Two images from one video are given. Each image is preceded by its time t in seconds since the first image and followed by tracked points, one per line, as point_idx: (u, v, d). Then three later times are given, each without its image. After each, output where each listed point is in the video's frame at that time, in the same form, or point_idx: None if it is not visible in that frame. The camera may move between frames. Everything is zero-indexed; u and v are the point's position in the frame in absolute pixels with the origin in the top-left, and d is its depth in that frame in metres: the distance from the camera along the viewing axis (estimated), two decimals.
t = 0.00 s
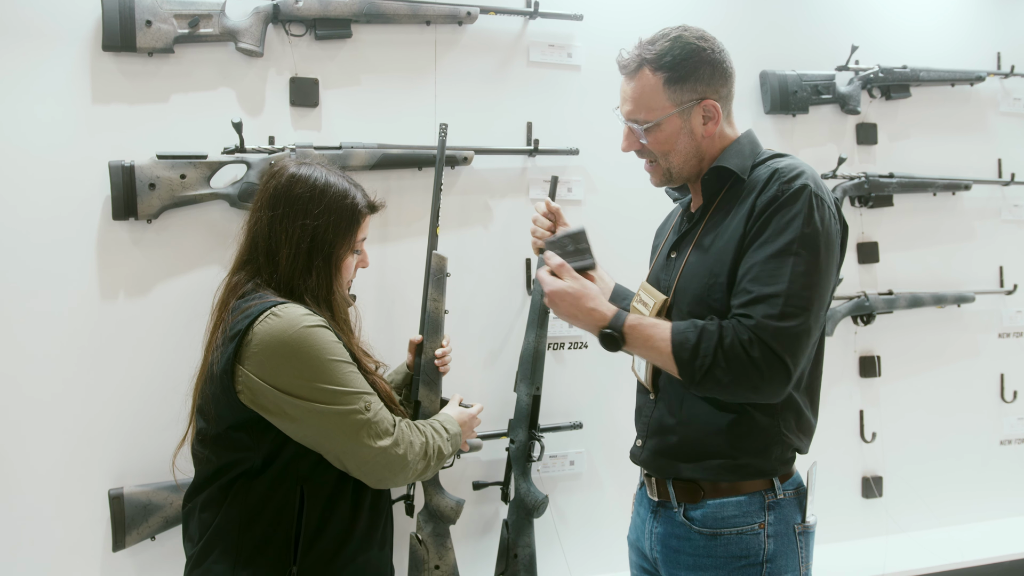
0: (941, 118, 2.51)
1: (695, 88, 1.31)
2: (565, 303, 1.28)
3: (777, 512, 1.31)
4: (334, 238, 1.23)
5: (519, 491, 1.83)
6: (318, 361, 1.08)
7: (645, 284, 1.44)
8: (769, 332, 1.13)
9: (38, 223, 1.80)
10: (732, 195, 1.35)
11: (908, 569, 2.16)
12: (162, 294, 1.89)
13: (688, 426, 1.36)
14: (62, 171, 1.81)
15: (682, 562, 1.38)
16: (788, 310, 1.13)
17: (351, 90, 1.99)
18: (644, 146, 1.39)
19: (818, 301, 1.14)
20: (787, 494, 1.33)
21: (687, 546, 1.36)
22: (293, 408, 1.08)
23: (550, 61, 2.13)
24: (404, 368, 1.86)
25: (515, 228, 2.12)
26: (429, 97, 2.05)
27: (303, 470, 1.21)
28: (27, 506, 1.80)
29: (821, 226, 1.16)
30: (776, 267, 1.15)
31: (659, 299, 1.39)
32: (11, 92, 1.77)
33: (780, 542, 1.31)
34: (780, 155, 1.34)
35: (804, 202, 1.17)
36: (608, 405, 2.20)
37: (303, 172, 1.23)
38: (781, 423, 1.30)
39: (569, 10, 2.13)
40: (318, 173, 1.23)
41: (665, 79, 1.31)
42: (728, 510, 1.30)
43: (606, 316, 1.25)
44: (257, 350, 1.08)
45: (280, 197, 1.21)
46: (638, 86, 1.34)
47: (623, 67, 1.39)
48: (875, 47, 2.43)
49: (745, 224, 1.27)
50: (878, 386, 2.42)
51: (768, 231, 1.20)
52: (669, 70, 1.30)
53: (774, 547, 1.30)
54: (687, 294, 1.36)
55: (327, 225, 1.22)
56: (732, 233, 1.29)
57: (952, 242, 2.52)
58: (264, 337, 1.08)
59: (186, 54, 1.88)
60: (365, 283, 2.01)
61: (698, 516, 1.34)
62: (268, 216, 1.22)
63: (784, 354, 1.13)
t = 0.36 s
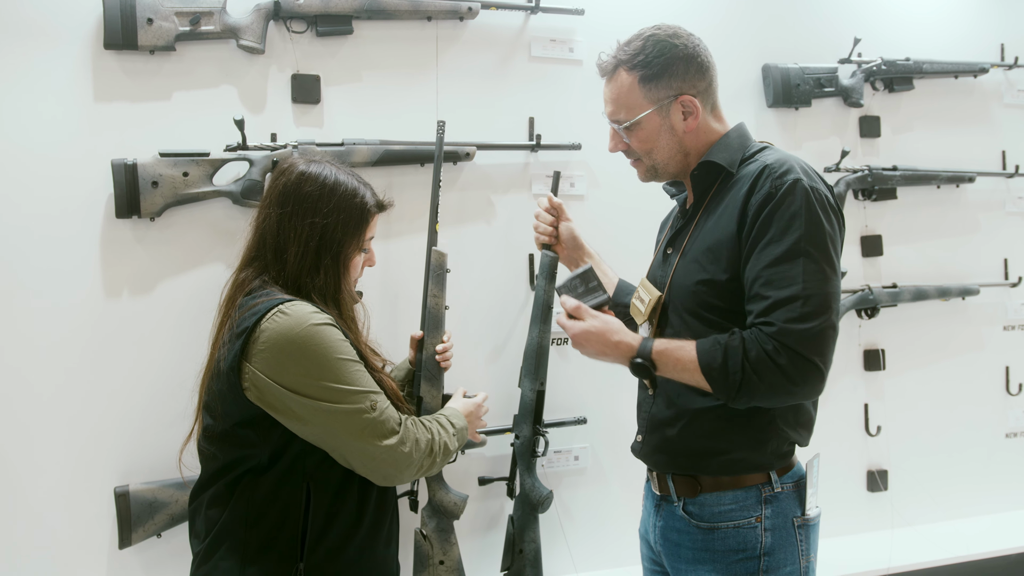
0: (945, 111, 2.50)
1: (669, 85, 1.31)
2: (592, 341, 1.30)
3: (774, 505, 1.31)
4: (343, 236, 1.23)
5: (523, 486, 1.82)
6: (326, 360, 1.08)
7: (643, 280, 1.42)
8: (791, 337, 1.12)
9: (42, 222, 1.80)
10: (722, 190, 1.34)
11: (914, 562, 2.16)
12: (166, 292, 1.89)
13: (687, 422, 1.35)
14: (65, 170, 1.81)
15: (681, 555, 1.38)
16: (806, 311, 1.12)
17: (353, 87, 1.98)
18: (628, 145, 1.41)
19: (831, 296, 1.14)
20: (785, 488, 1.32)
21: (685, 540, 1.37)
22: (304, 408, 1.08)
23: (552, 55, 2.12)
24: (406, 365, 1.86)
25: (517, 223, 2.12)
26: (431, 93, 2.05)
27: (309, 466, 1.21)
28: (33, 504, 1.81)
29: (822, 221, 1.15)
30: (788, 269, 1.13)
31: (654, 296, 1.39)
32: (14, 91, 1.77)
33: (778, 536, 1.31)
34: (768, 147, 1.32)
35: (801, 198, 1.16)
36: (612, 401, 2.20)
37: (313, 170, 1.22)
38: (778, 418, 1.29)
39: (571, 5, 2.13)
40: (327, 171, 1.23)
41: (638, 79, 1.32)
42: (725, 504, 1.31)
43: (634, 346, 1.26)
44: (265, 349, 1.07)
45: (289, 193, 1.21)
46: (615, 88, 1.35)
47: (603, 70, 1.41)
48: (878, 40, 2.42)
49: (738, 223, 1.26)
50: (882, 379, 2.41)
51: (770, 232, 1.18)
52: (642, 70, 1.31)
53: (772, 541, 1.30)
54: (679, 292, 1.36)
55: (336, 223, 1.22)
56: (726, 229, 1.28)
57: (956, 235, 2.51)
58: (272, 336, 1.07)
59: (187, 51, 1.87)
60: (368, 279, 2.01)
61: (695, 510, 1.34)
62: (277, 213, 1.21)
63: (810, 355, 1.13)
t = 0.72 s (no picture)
0: (953, 108, 2.49)
1: (688, 79, 1.30)
2: (587, 319, 1.31)
3: (790, 502, 1.30)
4: (353, 234, 1.23)
5: (530, 485, 1.83)
6: (330, 362, 1.08)
7: (652, 278, 1.42)
8: (792, 327, 1.12)
9: (52, 222, 1.81)
10: (734, 186, 1.34)
11: (922, 561, 2.15)
12: (175, 291, 1.90)
13: (697, 420, 1.35)
14: (75, 170, 1.82)
15: (696, 554, 1.37)
16: (810, 303, 1.12)
17: (360, 85, 1.99)
18: (644, 143, 1.39)
19: (835, 290, 1.14)
20: (799, 484, 1.32)
21: (701, 539, 1.36)
22: (308, 407, 1.08)
23: (558, 54, 2.12)
24: (412, 363, 1.85)
25: (524, 221, 2.11)
26: (438, 92, 2.05)
27: (317, 466, 1.22)
28: (44, 502, 1.82)
29: (829, 217, 1.15)
30: (793, 260, 1.13)
31: (664, 293, 1.38)
32: (23, 91, 1.78)
33: (794, 533, 1.31)
34: (777, 145, 1.32)
35: (811, 193, 1.16)
36: (620, 399, 2.19)
37: (322, 169, 1.22)
38: (790, 415, 1.29)
39: (577, 3, 2.12)
40: (336, 170, 1.23)
41: (656, 74, 1.31)
42: (741, 501, 1.30)
43: (630, 325, 1.26)
44: (271, 350, 1.07)
45: (298, 193, 1.21)
46: (631, 84, 1.34)
47: (615, 67, 1.39)
48: (885, 36, 2.41)
49: (749, 219, 1.26)
50: (891, 377, 2.40)
51: (780, 224, 1.17)
52: (661, 64, 1.30)
53: (788, 538, 1.30)
54: (691, 288, 1.36)
55: (345, 223, 1.22)
56: (737, 227, 1.28)
57: (965, 232, 2.50)
58: (279, 336, 1.07)
59: (195, 51, 1.88)
60: (376, 278, 2.02)
61: (711, 508, 1.33)
62: (286, 213, 1.22)
63: (812, 346, 1.14)
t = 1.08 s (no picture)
0: (956, 110, 2.48)
1: (692, 79, 1.31)
2: (593, 331, 1.31)
3: (790, 505, 1.30)
4: (357, 238, 1.23)
5: (532, 486, 1.83)
6: (333, 365, 1.08)
7: (654, 280, 1.42)
8: (799, 332, 1.12)
9: (56, 224, 1.82)
10: (736, 189, 1.35)
11: (924, 564, 2.15)
12: (177, 293, 1.90)
13: (699, 423, 1.35)
14: (79, 171, 1.83)
15: (695, 557, 1.37)
16: (816, 307, 1.12)
17: (363, 88, 1.99)
18: (647, 143, 1.39)
19: (841, 293, 1.14)
20: (800, 488, 1.32)
21: (700, 542, 1.36)
22: (312, 411, 1.08)
23: (561, 56, 2.12)
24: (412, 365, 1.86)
25: (526, 224, 2.12)
26: (441, 95, 2.05)
27: (318, 468, 1.22)
28: (47, 503, 1.82)
29: (835, 220, 1.15)
30: (798, 264, 1.13)
31: (666, 296, 1.39)
32: (27, 94, 1.79)
33: (794, 536, 1.30)
34: (780, 148, 1.32)
35: (815, 197, 1.16)
36: (622, 401, 2.19)
37: (326, 173, 1.22)
38: (790, 418, 1.29)
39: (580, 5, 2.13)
40: (340, 174, 1.23)
41: (661, 73, 1.31)
42: (741, 505, 1.30)
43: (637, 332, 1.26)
44: (273, 353, 1.08)
45: (303, 197, 1.21)
46: (635, 83, 1.33)
47: (619, 67, 1.39)
48: (888, 39, 2.41)
49: (753, 221, 1.26)
50: (893, 379, 2.40)
51: (785, 227, 1.18)
52: (666, 64, 1.30)
53: (788, 541, 1.30)
54: (693, 290, 1.36)
55: (349, 227, 1.22)
56: (739, 231, 1.28)
57: (968, 234, 2.50)
58: (281, 340, 1.08)
59: (199, 54, 1.89)
60: (378, 280, 2.02)
61: (711, 511, 1.33)
62: (290, 217, 1.22)
63: (817, 350, 1.14)
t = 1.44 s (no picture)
0: (954, 107, 2.48)
1: (672, 79, 1.31)
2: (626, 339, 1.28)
3: (785, 503, 1.30)
4: (347, 232, 1.23)
5: (528, 483, 1.83)
6: (330, 356, 1.08)
7: (649, 277, 1.43)
8: (804, 332, 1.11)
9: (51, 220, 1.82)
10: (732, 186, 1.34)
11: (920, 561, 2.15)
12: (174, 289, 1.90)
13: (696, 419, 1.35)
14: (75, 167, 1.83)
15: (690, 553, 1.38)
16: (820, 305, 1.11)
17: (360, 85, 1.99)
18: (634, 141, 1.42)
19: (845, 288, 1.13)
20: (795, 485, 1.31)
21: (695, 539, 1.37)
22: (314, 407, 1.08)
23: (558, 53, 2.12)
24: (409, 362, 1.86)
25: (523, 221, 2.12)
26: (437, 91, 2.05)
27: (313, 463, 1.22)
28: (43, 499, 1.82)
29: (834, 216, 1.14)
30: (800, 263, 1.13)
31: (661, 294, 1.39)
32: (23, 90, 1.78)
33: (789, 534, 1.30)
34: (773, 145, 1.31)
35: (812, 192, 1.15)
36: (619, 398, 2.19)
37: (315, 168, 1.22)
38: (788, 414, 1.28)
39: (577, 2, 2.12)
40: (329, 169, 1.23)
41: (640, 74, 1.33)
42: (735, 502, 1.31)
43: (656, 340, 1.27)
44: (269, 348, 1.08)
45: (292, 192, 1.21)
46: (617, 85, 1.37)
47: (606, 68, 1.42)
48: (886, 36, 2.41)
49: (750, 218, 1.26)
50: (890, 377, 2.40)
51: (784, 226, 1.17)
52: (644, 65, 1.32)
53: (783, 538, 1.29)
54: (688, 287, 1.36)
55: (339, 221, 1.22)
56: (736, 227, 1.28)
57: (965, 232, 2.50)
58: (275, 335, 1.07)
59: (195, 50, 1.89)
60: (375, 276, 2.02)
61: (706, 508, 1.35)
62: (280, 213, 1.22)
63: (828, 350, 1.12)
